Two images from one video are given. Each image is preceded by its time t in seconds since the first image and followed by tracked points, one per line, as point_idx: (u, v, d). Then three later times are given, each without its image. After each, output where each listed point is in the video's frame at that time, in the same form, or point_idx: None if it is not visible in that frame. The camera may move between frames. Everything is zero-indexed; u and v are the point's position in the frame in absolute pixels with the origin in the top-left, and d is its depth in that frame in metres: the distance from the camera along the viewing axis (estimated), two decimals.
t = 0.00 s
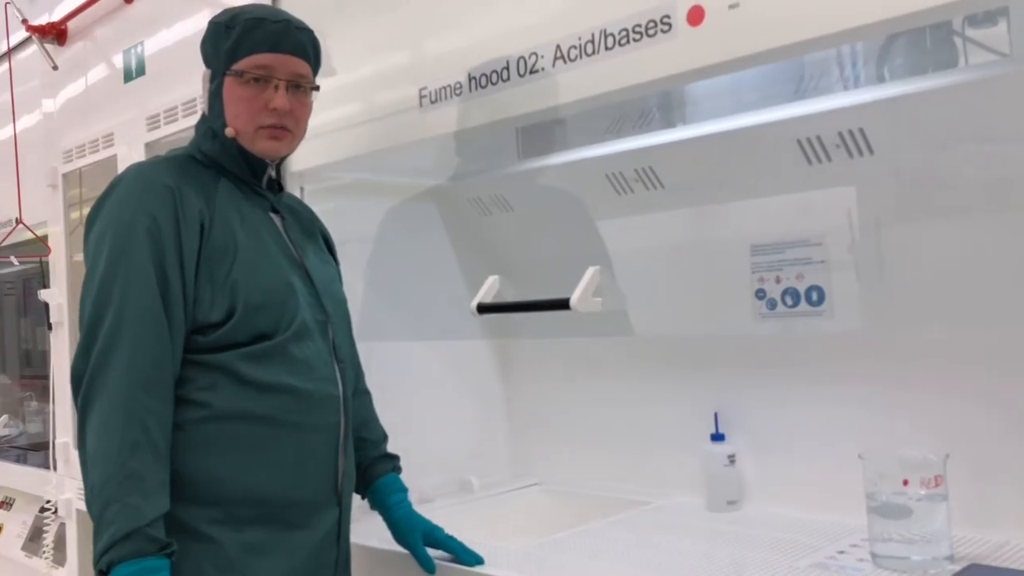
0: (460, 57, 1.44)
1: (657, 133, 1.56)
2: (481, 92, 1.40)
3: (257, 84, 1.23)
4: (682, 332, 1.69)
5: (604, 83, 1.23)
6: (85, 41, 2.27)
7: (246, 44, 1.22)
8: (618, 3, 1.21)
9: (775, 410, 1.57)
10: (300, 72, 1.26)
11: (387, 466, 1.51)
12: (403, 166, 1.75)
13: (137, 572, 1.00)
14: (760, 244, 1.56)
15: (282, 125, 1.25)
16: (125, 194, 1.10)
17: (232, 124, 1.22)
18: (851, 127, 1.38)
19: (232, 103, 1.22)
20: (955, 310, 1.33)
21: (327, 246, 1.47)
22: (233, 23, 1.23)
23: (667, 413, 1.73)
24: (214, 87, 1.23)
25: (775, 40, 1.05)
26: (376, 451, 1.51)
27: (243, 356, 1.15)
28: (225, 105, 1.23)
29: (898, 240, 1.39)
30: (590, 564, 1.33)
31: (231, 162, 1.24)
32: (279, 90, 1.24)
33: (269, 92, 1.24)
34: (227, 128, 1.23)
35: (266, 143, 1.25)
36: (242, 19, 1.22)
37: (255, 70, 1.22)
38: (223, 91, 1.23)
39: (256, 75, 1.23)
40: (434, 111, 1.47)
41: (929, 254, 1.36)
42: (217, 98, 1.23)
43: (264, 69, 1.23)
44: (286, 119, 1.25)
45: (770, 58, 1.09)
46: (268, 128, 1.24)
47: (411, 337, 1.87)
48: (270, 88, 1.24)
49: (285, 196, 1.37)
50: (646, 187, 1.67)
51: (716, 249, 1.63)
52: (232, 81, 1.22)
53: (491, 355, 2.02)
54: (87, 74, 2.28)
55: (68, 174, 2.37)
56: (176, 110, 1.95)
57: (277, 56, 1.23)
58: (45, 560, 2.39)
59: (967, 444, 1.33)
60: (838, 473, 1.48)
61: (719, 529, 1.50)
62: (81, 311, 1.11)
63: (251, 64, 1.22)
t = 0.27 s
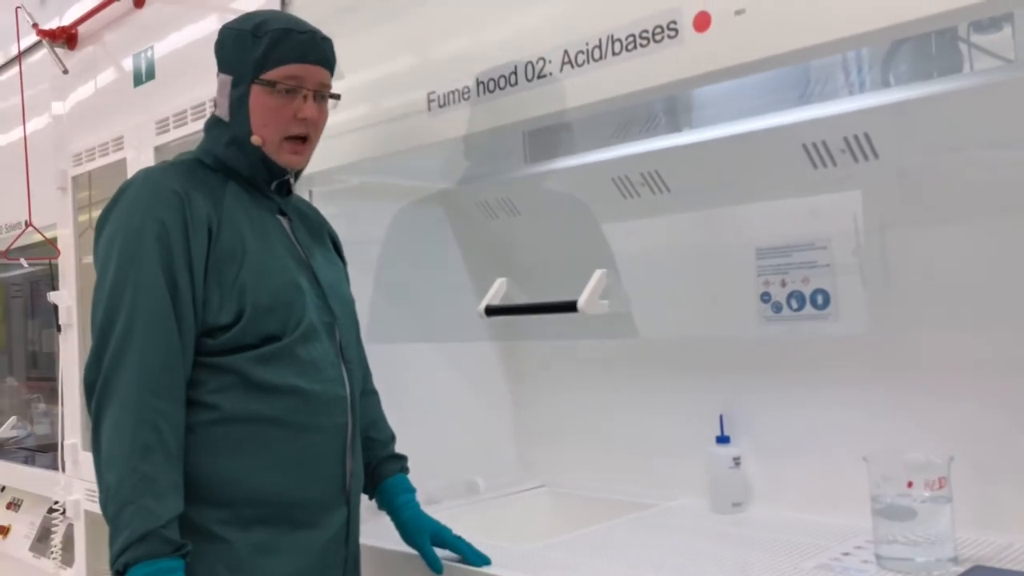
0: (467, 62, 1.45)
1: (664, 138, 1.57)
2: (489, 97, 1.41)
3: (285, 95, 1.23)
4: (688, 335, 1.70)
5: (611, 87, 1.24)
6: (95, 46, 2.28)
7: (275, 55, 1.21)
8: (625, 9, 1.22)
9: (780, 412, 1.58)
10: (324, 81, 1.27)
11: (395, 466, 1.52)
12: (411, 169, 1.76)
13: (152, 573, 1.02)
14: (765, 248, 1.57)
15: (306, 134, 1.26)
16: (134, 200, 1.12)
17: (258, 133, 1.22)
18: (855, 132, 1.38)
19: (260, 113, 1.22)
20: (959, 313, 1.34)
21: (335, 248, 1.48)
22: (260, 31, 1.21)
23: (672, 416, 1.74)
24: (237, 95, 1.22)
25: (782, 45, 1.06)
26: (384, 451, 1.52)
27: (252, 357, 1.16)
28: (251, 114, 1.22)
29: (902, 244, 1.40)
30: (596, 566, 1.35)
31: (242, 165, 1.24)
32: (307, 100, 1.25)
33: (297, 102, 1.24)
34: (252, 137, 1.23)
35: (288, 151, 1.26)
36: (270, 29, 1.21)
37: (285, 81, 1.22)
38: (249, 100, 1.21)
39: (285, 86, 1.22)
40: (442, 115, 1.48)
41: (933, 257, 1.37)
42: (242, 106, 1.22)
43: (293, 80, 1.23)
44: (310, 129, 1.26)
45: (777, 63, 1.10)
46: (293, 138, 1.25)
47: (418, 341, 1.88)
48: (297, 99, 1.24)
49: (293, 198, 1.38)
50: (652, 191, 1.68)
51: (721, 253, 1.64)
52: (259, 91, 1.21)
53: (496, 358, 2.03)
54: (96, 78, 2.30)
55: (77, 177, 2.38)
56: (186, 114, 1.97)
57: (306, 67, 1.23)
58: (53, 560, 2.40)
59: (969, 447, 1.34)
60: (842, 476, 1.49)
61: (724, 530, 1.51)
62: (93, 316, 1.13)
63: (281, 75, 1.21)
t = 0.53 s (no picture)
0: (475, 68, 1.46)
1: (670, 141, 1.59)
2: (496, 102, 1.43)
3: (304, 105, 1.24)
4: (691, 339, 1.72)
5: (617, 93, 1.26)
6: (104, 48, 2.30)
7: (296, 66, 1.22)
8: (632, 16, 1.24)
9: (782, 415, 1.59)
10: (341, 91, 1.29)
11: (402, 465, 1.54)
12: (418, 173, 1.78)
13: (161, 570, 1.03)
14: (768, 252, 1.59)
15: (320, 143, 1.28)
16: (146, 203, 1.14)
17: (275, 140, 1.24)
18: (857, 138, 1.41)
19: (278, 120, 1.23)
20: (960, 318, 1.36)
21: (344, 250, 1.50)
22: (283, 40, 1.21)
23: (675, 418, 1.75)
24: (257, 101, 1.23)
25: (787, 52, 1.08)
26: (391, 450, 1.54)
27: (261, 358, 1.18)
28: (269, 120, 1.23)
29: (904, 249, 1.42)
30: (601, 566, 1.36)
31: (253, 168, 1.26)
32: (324, 110, 1.26)
33: (315, 112, 1.26)
34: (268, 143, 1.24)
35: (301, 157, 1.28)
36: (292, 39, 1.22)
37: (305, 92, 1.23)
38: (268, 107, 1.23)
39: (304, 96, 1.24)
40: (449, 120, 1.50)
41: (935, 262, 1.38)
42: (260, 111, 1.23)
43: (313, 90, 1.24)
44: (325, 138, 1.28)
45: (782, 70, 1.12)
46: (308, 146, 1.27)
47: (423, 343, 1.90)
48: (315, 108, 1.25)
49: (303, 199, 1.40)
50: (657, 196, 1.70)
51: (725, 257, 1.65)
52: (279, 99, 1.23)
53: (500, 360, 2.04)
54: (106, 80, 2.32)
55: (86, 179, 2.40)
56: (194, 116, 1.99)
57: (326, 79, 1.24)
58: (60, 559, 2.41)
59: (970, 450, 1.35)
60: (844, 478, 1.50)
61: (727, 531, 1.52)
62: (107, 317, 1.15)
63: (302, 85, 1.23)
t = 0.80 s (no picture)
0: (483, 70, 1.48)
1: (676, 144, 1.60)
2: (505, 103, 1.44)
3: (340, 114, 1.29)
4: (697, 340, 1.73)
5: (625, 96, 1.27)
6: (115, 49, 2.32)
7: (339, 78, 1.26)
8: (640, 20, 1.25)
9: (786, 416, 1.60)
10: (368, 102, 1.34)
11: (409, 464, 1.56)
12: (427, 174, 1.79)
13: (172, 564, 1.05)
14: (774, 254, 1.60)
15: (346, 150, 1.34)
16: (160, 203, 1.15)
17: (311, 146, 1.27)
18: (862, 141, 1.41)
19: (317, 127, 1.27)
20: (964, 321, 1.37)
21: (353, 250, 1.51)
22: (326, 50, 1.25)
23: (680, 419, 1.76)
24: (294, 108, 1.25)
25: (794, 56, 1.09)
26: (398, 449, 1.55)
27: (273, 357, 1.19)
28: (307, 127, 1.27)
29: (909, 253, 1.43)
30: (608, 564, 1.37)
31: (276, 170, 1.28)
32: (355, 120, 1.32)
33: (347, 121, 1.31)
34: (302, 149, 1.28)
35: (328, 163, 1.33)
36: (335, 51, 1.25)
37: (343, 103, 1.28)
38: (307, 114, 1.26)
39: (342, 106, 1.28)
40: (458, 122, 1.51)
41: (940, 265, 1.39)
42: (299, 118, 1.26)
43: (349, 101, 1.29)
44: (352, 146, 1.34)
45: (788, 73, 1.13)
46: (337, 153, 1.32)
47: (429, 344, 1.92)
48: (348, 118, 1.30)
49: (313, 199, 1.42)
50: (663, 198, 1.71)
51: (731, 259, 1.66)
52: (318, 108, 1.26)
53: (507, 360, 2.06)
54: (117, 81, 2.34)
55: (96, 178, 2.42)
56: (205, 117, 2.00)
57: (362, 91, 1.30)
58: (68, 555, 2.43)
59: (973, 452, 1.37)
60: (847, 479, 1.51)
61: (731, 531, 1.54)
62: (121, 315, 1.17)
63: (343, 96, 1.27)
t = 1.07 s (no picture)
0: (496, 73, 1.49)
1: (688, 146, 1.61)
2: (519, 106, 1.45)
3: (376, 129, 1.35)
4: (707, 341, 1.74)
5: (637, 99, 1.28)
6: (131, 51, 2.35)
7: (382, 95, 1.31)
8: (653, 24, 1.27)
9: (797, 417, 1.61)
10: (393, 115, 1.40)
11: (422, 460, 1.57)
12: (439, 175, 1.81)
13: (196, 561, 1.07)
14: (784, 256, 1.61)
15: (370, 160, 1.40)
16: (183, 204, 1.17)
17: (348, 159, 1.33)
18: (873, 144, 1.42)
19: (354, 140, 1.32)
20: (974, 323, 1.38)
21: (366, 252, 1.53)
22: (372, 67, 1.30)
23: (691, 420, 1.77)
24: (337, 120, 1.29)
25: (805, 59, 1.10)
26: (411, 446, 1.56)
27: (292, 356, 1.21)
28: (346, 139, 1.31)
29: (920, 255, 1.44)
30: (619, 563, 1.38)
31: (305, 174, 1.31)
32: (384, 134, 1.38)
33: (378, 134, 1.37)
34: (339, 160, 1.33)
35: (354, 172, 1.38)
36: (381, 68, 1.31)
37: (381, 119, 1.34)
38: (348, 128, 1.31)
39: (381, 122, 1.34)
40: (472, 124, 1.52)
41: (950, 268, 1.40)
42: (341, 131, 1.30)
43: (386, 117, 1.36)
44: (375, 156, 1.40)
45: (799, 76, 1.14)
46: (365, 164, 1.38)
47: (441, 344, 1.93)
48: (382, 132, 1.37)
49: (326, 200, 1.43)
50: (674, 200, 1.72)
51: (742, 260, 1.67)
52: (360, 122, 1.32)
53: (518, 361, 2.07)
54: (133, 82, 2.36)
55: (112, 179, 2.44)
56: (221, 118, 2.02)
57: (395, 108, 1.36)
58: (82, 552, 2.45)
59: (983, 453, 1.37)
60: (857, 479, 1.52)
61: (741, 531, 1.55)
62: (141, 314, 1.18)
63: (382, 113, 1.33)
